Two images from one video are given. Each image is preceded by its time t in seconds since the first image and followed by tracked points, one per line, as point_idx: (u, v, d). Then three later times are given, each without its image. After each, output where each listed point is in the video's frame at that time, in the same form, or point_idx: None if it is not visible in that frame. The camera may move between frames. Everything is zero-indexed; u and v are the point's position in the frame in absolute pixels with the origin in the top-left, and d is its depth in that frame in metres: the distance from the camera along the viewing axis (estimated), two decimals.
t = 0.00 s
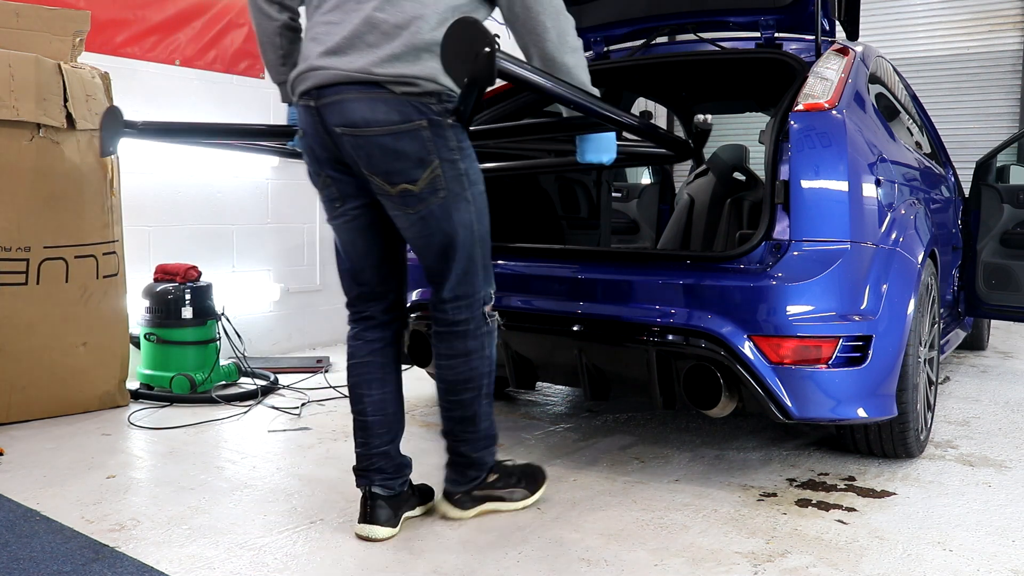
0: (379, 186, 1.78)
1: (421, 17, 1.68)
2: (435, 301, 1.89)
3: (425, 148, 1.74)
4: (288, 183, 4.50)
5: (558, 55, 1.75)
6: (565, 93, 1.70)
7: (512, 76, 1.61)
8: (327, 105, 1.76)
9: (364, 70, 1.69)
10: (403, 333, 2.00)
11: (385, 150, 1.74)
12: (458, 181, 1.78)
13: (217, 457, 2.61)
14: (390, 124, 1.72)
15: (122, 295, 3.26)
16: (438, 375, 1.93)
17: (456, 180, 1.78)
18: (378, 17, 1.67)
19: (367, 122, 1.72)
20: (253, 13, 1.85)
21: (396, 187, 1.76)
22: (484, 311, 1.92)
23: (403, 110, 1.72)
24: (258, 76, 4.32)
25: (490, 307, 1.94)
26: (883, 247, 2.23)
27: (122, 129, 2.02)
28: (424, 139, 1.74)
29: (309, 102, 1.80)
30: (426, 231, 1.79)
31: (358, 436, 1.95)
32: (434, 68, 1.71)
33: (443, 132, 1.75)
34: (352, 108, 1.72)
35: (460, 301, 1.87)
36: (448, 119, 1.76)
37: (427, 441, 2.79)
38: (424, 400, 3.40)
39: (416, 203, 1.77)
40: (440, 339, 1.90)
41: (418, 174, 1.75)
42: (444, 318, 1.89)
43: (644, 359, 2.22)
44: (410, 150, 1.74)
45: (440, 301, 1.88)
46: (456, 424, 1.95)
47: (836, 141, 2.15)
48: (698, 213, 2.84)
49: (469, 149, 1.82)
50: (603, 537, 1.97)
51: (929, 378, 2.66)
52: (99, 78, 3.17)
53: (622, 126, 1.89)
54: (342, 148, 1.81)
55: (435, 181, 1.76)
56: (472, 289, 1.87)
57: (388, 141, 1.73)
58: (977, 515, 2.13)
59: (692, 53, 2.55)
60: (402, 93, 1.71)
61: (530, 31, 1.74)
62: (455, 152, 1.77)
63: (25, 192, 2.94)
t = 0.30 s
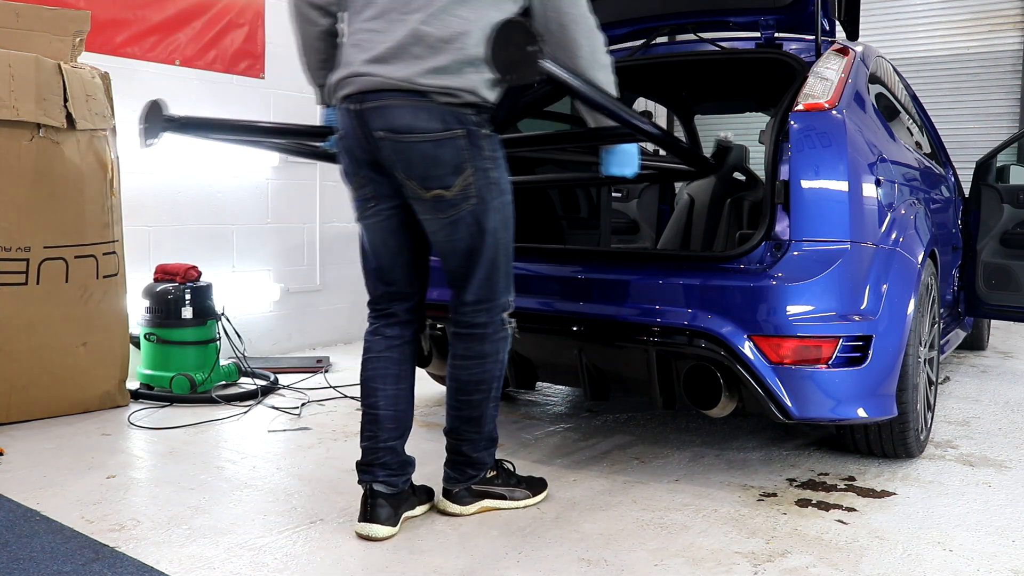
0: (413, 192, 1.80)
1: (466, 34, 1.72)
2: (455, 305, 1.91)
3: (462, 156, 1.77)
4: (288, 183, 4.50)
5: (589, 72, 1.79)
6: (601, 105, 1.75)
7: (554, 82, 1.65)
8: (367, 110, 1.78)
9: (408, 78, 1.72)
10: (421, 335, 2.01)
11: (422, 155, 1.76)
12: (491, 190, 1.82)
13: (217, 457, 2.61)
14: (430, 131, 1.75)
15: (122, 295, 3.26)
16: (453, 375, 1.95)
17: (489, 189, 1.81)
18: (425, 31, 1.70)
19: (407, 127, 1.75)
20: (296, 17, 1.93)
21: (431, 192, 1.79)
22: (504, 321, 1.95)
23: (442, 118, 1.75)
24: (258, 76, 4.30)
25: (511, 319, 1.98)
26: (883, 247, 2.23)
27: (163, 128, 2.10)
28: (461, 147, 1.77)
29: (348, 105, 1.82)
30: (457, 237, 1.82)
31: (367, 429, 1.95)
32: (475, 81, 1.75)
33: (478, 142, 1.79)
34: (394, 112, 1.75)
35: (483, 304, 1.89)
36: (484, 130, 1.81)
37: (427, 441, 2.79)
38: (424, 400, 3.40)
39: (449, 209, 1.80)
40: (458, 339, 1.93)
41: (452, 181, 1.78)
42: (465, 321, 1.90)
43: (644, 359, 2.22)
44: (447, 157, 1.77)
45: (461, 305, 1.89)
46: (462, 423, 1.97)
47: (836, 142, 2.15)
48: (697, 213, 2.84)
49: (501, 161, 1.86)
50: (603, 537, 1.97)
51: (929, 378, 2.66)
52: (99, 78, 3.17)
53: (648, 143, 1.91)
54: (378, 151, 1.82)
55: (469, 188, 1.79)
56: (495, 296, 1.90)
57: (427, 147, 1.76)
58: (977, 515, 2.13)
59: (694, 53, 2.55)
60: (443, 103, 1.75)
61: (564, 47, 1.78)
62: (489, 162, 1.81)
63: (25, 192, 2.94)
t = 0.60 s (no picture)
0: (447, 196, 1.83)
1: (505, 45, 1.77)
2: (483, 306, 1.93)
3: (497, 161, 1.80)
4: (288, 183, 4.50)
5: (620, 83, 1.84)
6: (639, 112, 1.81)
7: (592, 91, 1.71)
8: (406, 115, 1.82)
9: (448, 85, 1.75)
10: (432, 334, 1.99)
11: (459, 160, 1.79)
12: (524, 196, 1.84)
13: (217, 456, 2.61)
14: (468, 137, 1.78)
15: (122, 295, 3.26)
16: (466, 369, 1.96)
17: (521, 195, 1.83)
18: (466, 41, 1.75)
19: (445, 133, 1.78)
20: (331, 20, 1.98)
21: (465, 197, 1.81)
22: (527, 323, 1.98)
23: (479, 125, 1.78)
24: (258, 76, 4.30)
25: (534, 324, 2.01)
26: (883, 247, 2.23)
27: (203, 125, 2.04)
28: (497, 153, 1.80)
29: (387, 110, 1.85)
30: (487, 241, 1.84)
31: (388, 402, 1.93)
32: (512, 90, 1.79)
33: (513, 149, 1.82)
34: (433, 118, 1.78)
35: (510, 307, 1.92)
36: (518, 137, 1.84)
37: (427, 441, 2.80)
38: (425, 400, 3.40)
39: (481, 213, 1.82)
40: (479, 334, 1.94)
41: (486, 186, 1.80)
42: (491, 321, 1.93)
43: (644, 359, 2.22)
44: (483, 162, 1.80)
45: (488, 306, 1.92)
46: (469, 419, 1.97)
47: (836, 141, 2.15)
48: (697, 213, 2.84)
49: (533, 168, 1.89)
50: (603, 537, 1.97)
51: (929, 378, 2.66)
52: (99, 78, 3.17)
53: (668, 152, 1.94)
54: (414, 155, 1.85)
55: (502, 194, 1.81)
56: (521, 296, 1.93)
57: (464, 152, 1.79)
58: (977, 515, 2.13)
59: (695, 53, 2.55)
60: (481, 110, 1.78)
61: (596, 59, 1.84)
62: (522, 169, 1.84)
63: (25, 192, 2.95)
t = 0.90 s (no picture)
0: (468, 200, 1.95)
1: (526, 53, 1.89)
2: (496, 307, 2.03)
3: (516, 167, 1.93)
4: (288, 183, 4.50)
5: (634, 90, 1.97)
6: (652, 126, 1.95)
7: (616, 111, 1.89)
8: (430, 120, 1.94)
9: (472, 92, 1.87)
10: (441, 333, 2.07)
11: (480, 165, 1.92)
12: (540, 201, 1.97)
13: (217, 457, 2.61)
14: (489, 142, 1.90)
15: (122, 296, 3.25)
16: (476, 367, 2.03)
17: (537, 200, 1.96)
18: (488, 49, 1.86)
19: (468, 138, 1.90)
20: (352, 30, 2.10)
21: (485, 201, 1.93)
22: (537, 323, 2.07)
23: (501, 131, 1.91)
24: (258, 76, 4.30)
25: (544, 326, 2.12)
26: (883, 247, 2.23)
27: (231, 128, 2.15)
28: (516, 159, 1.93)
29: (412, 114, 1.97)
30: (504, 245, 1.96)
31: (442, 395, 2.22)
32: (532, 98, 1.91)
33: (531, 156, 1.95)
34: (457, 123, 1.90)
35: (524, 309, 2.02)
36: (537, 144, 1.97)
37: (427, 441, 2.80)
38: (424, 400, 3.41)
39: (501, 217, 1.94)
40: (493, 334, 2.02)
41: (505, 191, 1.93)
42: (503, 320, 2.02)
43: (643, 358, 2.23)
44: (503, 167, 1.92)
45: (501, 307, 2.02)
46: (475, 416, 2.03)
47: (836, 141, 2.15)
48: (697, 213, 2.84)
49: (549, 175, 2.02)
50: (603, 537, 1.97)
51: (929, 378, 2.66)
52: (99, 78, 3.17)
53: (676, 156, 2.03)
54: (437, 158, 1.98)
55: (520, 199, 1.94)
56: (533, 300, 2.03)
57: (485, 157, 1.91)
58: (977, 515, 2.13)
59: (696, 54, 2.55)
60: (502, 117, 1.91)
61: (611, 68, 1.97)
62: (539, 175, 1.97)
63: (25, 192, 2.95)
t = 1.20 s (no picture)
0: (481, 201, 2.01)
1: (534, 59, 1.96)
2: (511, 301, 2.09)
3: (528, 168, 2.00)
4: (288, 183, 4.50)
5: (640, 95, 2.05)
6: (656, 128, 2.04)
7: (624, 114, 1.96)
8: (443, 125, 1.99)
9: (485, 97, 1.94)
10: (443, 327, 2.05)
11: (493, 166, 1.98)
12: (550, 201, 2.05)
13: (217, 457, 2.61)
14: (501, 145, 1.97)
15: (122, 296, 3.25)
16: (488, 356, 2.07)
17: (548, 199, 2.04)
18: (498, 54, 1.94)
19: (481, 141, 1.96)
20: (366, 42, 2.19)
21: (498, 202, 1.99)
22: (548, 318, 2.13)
23: (512, 133, 1.98)
24: (258, 76, 4.30)
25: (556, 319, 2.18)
26: (883, 247, 2.23)
27: (257, 133, 2.21)
28: (528, 161, 2.00)
29: (423, 120, 2.02)
30: (517, 243, 2.02)
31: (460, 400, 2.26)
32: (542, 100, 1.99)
33: (541, 157, 2.02)
34: (469, 127, 1.96)
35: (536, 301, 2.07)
36: (546, 146, 2.05)
37: (427, 441, 2.80)
38: (424, 400, 3.41)
39: (514, 217, 2.00)
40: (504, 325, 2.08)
41: (518, 191, 1.99)
42: (515, 314, 2.07)
43: (643, 357, 2.23)
44: (515, 169, 1.99)
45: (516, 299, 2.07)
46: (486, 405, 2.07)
47: (836, 142, 2.15)
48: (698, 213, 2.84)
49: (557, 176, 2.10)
50: (603, 537, 1.97)
51: (929, 378, 2.65)
52: (99, 78, 3.17)
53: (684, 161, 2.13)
54: (450, 162, 2.03)
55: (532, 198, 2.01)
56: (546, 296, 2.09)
57: (498, 159, 1.98)
58: (978, 515, 2.13)
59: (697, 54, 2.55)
60: (513, 120, 1.98)
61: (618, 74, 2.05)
62: (549, 176, 2.05)
63: (25, 192, 2.95)
